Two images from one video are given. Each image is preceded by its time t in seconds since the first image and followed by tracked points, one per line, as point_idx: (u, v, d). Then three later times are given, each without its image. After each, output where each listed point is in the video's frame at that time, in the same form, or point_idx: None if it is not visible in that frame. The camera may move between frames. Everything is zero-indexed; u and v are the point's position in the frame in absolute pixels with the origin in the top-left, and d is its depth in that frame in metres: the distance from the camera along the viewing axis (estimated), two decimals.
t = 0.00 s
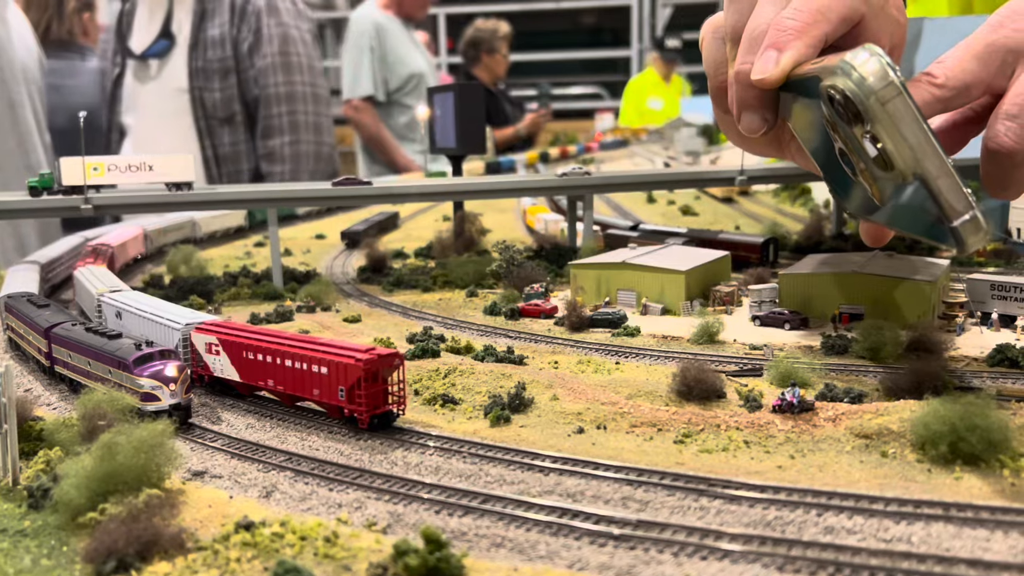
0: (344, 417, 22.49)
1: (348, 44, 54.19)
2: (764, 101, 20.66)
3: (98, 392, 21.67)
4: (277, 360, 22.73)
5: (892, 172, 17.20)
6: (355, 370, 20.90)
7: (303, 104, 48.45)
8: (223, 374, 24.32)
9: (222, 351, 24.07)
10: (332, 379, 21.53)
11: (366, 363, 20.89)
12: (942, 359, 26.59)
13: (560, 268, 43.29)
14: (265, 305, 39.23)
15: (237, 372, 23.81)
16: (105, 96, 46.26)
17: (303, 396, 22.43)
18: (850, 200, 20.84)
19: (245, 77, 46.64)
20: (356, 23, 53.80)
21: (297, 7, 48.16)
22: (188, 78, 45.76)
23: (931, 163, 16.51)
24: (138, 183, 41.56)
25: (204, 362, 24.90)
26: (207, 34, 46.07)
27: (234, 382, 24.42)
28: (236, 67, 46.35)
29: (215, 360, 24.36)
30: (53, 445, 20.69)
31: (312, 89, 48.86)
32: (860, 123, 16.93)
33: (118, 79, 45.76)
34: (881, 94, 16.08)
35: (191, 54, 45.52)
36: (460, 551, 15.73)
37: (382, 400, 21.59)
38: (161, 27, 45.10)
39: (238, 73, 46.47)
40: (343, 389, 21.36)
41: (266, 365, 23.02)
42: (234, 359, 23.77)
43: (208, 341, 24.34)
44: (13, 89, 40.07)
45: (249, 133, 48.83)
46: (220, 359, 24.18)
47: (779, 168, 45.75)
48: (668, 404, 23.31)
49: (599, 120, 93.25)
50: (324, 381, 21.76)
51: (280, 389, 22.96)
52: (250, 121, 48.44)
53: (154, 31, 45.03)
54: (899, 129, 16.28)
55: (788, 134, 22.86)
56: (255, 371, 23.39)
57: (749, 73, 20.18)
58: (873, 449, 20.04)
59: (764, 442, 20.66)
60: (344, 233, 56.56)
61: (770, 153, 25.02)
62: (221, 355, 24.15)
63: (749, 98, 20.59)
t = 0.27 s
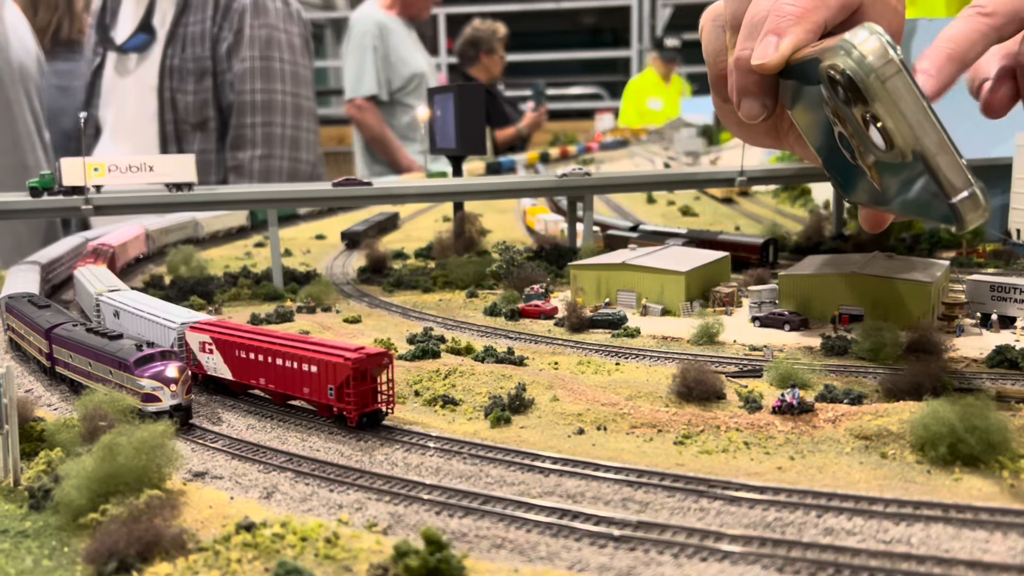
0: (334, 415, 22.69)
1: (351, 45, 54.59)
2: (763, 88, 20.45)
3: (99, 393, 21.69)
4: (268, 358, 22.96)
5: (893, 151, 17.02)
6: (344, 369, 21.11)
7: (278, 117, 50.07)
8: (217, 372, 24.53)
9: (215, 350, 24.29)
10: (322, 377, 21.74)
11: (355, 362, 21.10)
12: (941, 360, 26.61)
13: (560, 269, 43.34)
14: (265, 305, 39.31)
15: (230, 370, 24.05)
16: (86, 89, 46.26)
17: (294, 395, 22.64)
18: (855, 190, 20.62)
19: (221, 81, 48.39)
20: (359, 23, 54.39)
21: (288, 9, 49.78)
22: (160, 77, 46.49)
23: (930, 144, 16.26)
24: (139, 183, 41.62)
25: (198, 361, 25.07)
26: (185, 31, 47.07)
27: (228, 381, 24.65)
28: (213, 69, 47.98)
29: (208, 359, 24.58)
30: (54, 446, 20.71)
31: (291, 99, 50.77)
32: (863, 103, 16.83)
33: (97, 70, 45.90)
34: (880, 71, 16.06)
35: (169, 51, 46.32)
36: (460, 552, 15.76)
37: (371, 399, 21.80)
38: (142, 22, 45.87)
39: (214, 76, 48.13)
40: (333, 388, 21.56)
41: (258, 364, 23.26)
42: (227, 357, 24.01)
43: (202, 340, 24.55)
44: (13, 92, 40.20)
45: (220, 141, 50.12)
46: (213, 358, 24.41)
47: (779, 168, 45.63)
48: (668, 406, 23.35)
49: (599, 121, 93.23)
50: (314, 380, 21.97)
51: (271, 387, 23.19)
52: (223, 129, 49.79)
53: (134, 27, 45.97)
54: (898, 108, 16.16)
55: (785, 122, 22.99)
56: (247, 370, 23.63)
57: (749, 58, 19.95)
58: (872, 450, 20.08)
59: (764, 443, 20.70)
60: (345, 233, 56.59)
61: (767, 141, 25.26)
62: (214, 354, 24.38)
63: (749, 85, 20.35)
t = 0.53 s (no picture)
0: (329, 416, 22.85)
1: (353, 45, 54.83)
2: (790, 20, 26.42)
3: (101, 394, 21.80)
4: (264, 359, 23.12)
5: (946, 58, 23.36)
6: (338, 370, 21.30)
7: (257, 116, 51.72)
8: (214, 373, 24.71)
9: (212, 350, 24.48)
10: (317, 378, 21.91)
11: (349, 363, 21.28)
12: (939, 363, 26.70)
13: (560, 270, 43.44)
14: (267, 305, 39.45)
15: (227, 371, 24.23)
16: (59, 75, 44.81)
17: (289, 396, 22.81)
18: (885, 110, 26.49)
19: (198, 76, 49.89)
20: (361, 23, 54.59)
21: None
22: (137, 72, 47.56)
23: (983, 43, 22.77)
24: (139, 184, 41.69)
25: (195, 361, 25.27)
26: (161, 20, 48.64)
27: (225, 381, 24.81)
28: (191, 64, 49.57)
29: (206, 360, 24.76)
30: (56, 447, 20.83)
31: (271, 95, 52.24)
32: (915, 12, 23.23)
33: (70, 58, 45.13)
34: None
35: (145, 43, 47.73)
36: (459, 554, 15.87)
37: (365, 400, 21.96)
38: (116, 11, 46.28)
39: (191, 71, 49.71)
40: (327, 388, 21.73)
41: (254, 364, 23.43)
42: (224, 358, 24.19)
43: (199, 340, 24.73)
44: (13, 89, 40.44)
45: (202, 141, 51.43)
46: (211, 359, 24.59)
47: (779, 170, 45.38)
48: (668, 408, 23.46)
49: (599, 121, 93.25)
50: (309, 381, 22.14)
51: (267, 388, 23.34)
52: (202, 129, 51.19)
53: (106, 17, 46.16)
54: (957, 15, 22.59)
55: (802, 61, 29.14)
56: (243, 370, 23.79)
57: None
58: (871, 453, 20.19)
59: (762, 446, 20.80)
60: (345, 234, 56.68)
61: (778, 88, 31.54)
62: (212, 355, 24.56)
63: (778, 15, 26.28)
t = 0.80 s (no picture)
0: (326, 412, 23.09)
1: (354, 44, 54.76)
2: None
3: (110, 392, 21.92)
4: (263, 355, 23.33)
5: None
6: (335, 366, 21.55)
7: (227, 124, 49.97)
8: (213, 369, 24.92)
9: (212, 346, 24.70)
10: (314, 374, 22.14)
11: (345, 360, 21.52)
12: (943, 364, 26.80)
13: (564, 270, 43.54)
14: (271, 304, 39.54)
15: (226, 366, 24.43)
16: (6, 74, 42.67)
17: (287, 391, 23.05)
18: None
19: (160, 81, 48.43)
20: (362, 23, 54.46)
21: None
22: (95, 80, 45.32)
23: None
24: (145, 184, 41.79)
25: (196, 358, 25.46)
26: (117, 22, 46.48)
27: (225, 377, 25.00)
28: (151, 69, 47.94)
29: (206, 356, 24.97)
30: (66, 444, 20.95)
31: (240, 101, 50.52)
32: None
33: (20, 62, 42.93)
34: None
35: (101, 48, 45.58)
36: (469, 552, 15.98)
37: (362, 397, 22.19)
38: (64, 12, 43.30)
39: (152, 76, 48.15)
40: (324, 384, 21.97)
41: (253, 360, 23.64)
42: (223, 353, 24.41)
43: (200, 337, 24.92)
44: None
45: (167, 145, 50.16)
46: (211, 355, 24.80)
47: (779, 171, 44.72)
48: (673, 408, 23.56)
49: (600, 121, 93.28)
50: (306, 377, 22.38)
51: (265, 383, 23.56)
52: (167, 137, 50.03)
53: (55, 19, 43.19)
54: None
55: None
56: (242, 366, 23.99)
57: None
58: (876, 453, 20.30)
59: (769, 446, 20.91)
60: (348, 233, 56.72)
61: None
62: (212, 351, 24.77)
63: None
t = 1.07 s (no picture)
0: (329, 409, 23.20)
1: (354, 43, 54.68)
2: None
3: (120, 389, 21.99)
4: (265, 351, 23.40)
5: None
6: (337, 363, 21.67)
7: (145, 101, 42.08)
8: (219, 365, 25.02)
9: (217, 343, 24.81)
10: (317, 371, 22.25)
11: (348, 357, 21.65)
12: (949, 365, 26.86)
13: (569, 269, 43.57)
14: (277, 303, 39.54)
15: (230, 362, 24.51)
16: None
17: (291, 388, 23.14)
18: None
19: (66, 60, 41.69)
20: (362, 20, 54.03)
21: None
22: None
23: None
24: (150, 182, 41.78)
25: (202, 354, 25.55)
26: None
27: (231, 374, 25.10)
28: (52, 47, 41.28)
29: (212, 353, 25.09)
30: (77, 440, 21.02)
31: (158, 77, 42.64)
32: None
33: None
34: None
35: None
36: (480, 551, 16.02)
37: (365, 394, 22.28)
38: None
39: (55, 54, 41.44)
40: (327, 381, 22.08)
41: (256, 356, 23.72)
42: (228, 350, 24.49)
43: (205, 333, 25.05)
44: None
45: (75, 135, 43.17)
46: (216, 351, 24.89)
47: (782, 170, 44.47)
48: (681, 407, 23.63)
49: (602, 120, 93.30)
50: (309, 373, 22.48)
51: (268, 379, 23.64)
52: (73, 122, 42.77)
53: None
54: None
55: None
56: (246, 362, 24.09)
57: None
58: (884, 453, 20.38)
59: (777, 445, 20.98)
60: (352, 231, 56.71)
61: None
62: (217, 347, 24.86)
63: None
